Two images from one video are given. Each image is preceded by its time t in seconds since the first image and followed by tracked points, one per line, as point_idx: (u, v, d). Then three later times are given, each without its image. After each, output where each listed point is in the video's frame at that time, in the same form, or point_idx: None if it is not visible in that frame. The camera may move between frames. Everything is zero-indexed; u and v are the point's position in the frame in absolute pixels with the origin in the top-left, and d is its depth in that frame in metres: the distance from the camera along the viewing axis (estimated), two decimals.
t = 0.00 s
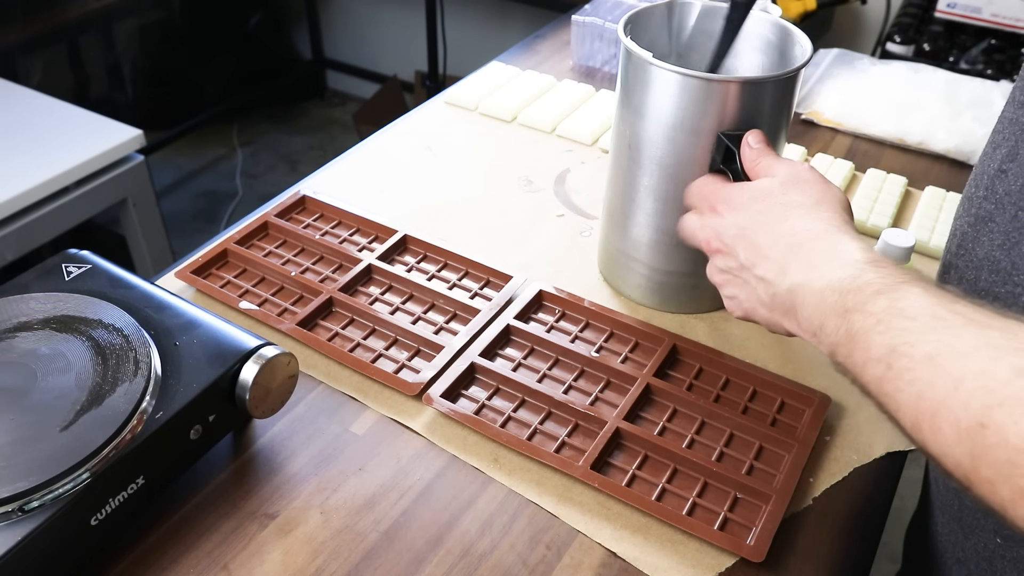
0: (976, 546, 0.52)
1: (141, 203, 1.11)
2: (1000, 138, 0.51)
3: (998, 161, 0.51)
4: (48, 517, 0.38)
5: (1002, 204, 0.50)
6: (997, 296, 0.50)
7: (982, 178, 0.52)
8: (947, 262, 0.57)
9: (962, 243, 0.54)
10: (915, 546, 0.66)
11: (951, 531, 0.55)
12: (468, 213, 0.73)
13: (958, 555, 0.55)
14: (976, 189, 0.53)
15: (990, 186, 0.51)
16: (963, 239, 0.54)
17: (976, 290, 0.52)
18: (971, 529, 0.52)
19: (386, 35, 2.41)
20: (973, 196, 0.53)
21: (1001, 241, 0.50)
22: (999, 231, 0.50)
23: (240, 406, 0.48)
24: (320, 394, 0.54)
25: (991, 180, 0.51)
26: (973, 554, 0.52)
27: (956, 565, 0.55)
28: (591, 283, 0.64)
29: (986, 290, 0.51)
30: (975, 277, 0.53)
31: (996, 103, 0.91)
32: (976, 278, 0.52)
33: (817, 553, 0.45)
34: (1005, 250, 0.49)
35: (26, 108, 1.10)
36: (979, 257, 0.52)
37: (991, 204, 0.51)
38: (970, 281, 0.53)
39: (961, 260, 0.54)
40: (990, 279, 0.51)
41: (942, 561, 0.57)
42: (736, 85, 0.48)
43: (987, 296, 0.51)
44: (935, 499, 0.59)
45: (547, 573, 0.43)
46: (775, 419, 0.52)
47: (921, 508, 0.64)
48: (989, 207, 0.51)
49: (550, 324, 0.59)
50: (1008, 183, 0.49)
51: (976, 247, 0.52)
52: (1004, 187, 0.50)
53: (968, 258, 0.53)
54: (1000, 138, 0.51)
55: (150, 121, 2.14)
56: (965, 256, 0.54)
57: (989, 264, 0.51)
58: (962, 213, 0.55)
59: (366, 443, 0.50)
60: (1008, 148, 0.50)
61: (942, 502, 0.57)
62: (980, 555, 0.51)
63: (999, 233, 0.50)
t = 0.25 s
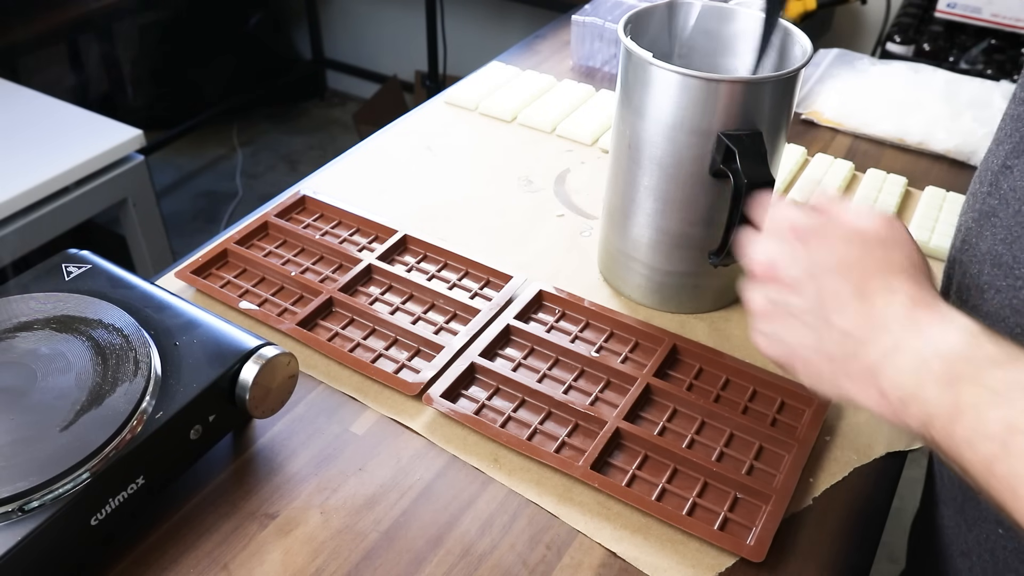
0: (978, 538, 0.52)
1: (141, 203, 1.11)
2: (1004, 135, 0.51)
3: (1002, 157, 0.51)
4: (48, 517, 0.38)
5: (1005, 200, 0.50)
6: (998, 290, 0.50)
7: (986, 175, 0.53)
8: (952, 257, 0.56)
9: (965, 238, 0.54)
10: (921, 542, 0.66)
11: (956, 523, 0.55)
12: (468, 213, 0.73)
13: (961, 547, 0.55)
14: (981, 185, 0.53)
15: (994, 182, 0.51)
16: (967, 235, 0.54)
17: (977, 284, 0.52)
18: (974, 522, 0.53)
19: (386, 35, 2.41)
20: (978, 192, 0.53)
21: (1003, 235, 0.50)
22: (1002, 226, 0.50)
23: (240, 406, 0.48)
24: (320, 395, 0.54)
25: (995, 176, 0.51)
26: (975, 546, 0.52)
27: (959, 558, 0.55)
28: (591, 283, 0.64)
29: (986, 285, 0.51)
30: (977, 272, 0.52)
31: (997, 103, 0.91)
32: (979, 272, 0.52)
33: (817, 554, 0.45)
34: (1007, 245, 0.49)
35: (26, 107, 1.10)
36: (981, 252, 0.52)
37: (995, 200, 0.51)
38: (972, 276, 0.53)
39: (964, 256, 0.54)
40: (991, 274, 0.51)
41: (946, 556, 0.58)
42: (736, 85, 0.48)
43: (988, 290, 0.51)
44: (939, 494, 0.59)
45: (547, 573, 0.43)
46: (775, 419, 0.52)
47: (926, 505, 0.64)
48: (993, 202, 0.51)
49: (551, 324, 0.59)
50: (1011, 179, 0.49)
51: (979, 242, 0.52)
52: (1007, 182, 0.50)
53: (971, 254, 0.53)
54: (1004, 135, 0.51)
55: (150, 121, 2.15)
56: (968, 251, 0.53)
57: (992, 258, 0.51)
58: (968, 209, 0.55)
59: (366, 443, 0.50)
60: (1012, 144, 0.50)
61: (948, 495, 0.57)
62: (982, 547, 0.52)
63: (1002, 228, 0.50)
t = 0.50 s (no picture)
0: (1003, 536, 0.53)
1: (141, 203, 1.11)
2: (1017, 139, 0.52)
3: (1016, 160, 0.51)
4: (48, 517, 0.38)
5: (1020, 203, 0.50)
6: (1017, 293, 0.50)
7: (1000, 178, 0.53)
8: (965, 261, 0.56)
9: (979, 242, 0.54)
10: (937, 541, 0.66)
11: (979, 523, 0.56)
12: (468, 213, 0.73)
13: (986, 547, 0.55)
14: (994, 189, 0.54)
15: (1008, 185, 0.52)
16: (982, 238, 0.53)
17: (992, 287, 0.52)
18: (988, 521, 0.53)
19: (386, 35, 2.41)
20: (990, 195, 0.54)
21: (1019, 238, 0.50)
22: (1018, 229, 0.50)
23: (240, 406, 0.48)
24: (320, 394, 0.54)
25: (1009, 180, 0.52)
26: (1000, 545, 0.53)
27: (983, 557, 0.56)
28: (591, 283, 0.64)
29: (1003, 288, 0.51)
30: (992, 275, 0.52)
31: (997, 103, 0.91)
32: (993, 275, 0.52)
33: (817, 554, 0.45)
34: None
35: (25, 107, 1.10)
36: (996, 255, 0.52)
37: (1010, 203, 0.51)
38: (987, 279, 0.52)
39: (979, 259, 0.53)
40: (1008, 276, 0.51)
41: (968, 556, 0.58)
42: (737, 84, 0.48)
43: (1006, 293, 0.51)
44: (960, 495, 0.60)
45: (547, 573, 0.43)
46: (775, 419, 0.52)
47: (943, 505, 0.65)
48: (1007, 206, 0.51)
49: (551, 324, 0.59)
50: None
51: (995, 245, 0.52)
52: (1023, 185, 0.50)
53: (986, 257, 0.53)
54: (1017, 139, 0.52)
55: (150, 121, 2.15)
56: (983, 254, 0.53)
57: (1008, 260, 0.51)
58: (981, 213, 0.55)
59: (366, 443, 0.50)
60: None
61: (971, 492, 0.58)
62: (1008, 545, 0.53)
63: (1017, 231, 0.50)
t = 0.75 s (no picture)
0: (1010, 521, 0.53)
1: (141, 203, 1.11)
2: None
3: None
4: (47, 517, 0.38)
5: None
6: None
7: (1013, 166, 0.54)
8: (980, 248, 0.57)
9: (994, 229, 0.55)
10: (942, 537, 0.66)
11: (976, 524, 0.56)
12: (468, 213, 0.73)
13: (990, 534, 0.55)
14: (1008, 176, 0.54)
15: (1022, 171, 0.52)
16: (997, 226, 0.54)
17: (1007, 273, 0.52)
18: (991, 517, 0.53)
19: (386, 35, 2.41)
20: (1005, 184, 0.54)
21: None
22: None
23: (240, 406, 0.48)
24: (320, 394, 0.54)
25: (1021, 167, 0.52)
26: (1006, 530, 0.53)
27: (988, 545, 0.56)
28: (590, 283, 0.64)
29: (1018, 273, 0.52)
30: (1006, 260, 0.53)
31: (997, 103, 0.91)
32: (1008, 261, 0.52)
33: (816, 554, 0.45)
34: None
35: (26, 107, 1.10)
36: (1011, 241, 0.52)
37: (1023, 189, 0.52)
38: (1002, 265, 0.53)
39: (994, 246, 0.54)
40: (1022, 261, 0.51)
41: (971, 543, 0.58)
42: (737, 85, 0.48)
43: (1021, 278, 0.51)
44: (965, 483, 0.60)
45: (547, 574, 0.43)
46: (775, 419, 0.52)
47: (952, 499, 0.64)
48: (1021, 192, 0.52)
49: (551, 324, 0.59)
50: None
51: (1009, 231, 0.53)
52: None
53: (1001, 243, 0.53)
54: None
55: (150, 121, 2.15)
56: (998, 241, 0.54)
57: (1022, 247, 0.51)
58: (994, 202, 0.56)
59: (366, 443, 0.50)
60: None
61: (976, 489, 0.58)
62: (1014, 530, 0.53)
63: None
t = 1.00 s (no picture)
0: (1009, 506, 0.51)
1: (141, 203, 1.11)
2: None
3: None
4: (47, 517, 0.38)
5: None
6: None
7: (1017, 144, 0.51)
8: (981, 232, 0.55)
9: (996, 211, 0.53)
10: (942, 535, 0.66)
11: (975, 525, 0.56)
12: (468, 213, 0.73)
13: (988, 520, 0.54)
14: (1011, 158, 0.52)
15: None
16: (998, 208, 0.53)
17: (1008, 254, 0.50)
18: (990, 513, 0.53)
19: (386, 35, 2.41)
20: (1007, 166, 0.53)
21: None
22: None
23: (240, 406, 0.48)
24: (320, 394, 0.54)
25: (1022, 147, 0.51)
26: (1006, 515, 0.52)
27: (984, 531, 0.55)
28: (590, 283, 0.64)
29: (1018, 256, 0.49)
30: (1008, 242, 0.50)
31: (996, 103, 0.91)
32: (1010, 242, 0.50)
33: (817, 554, 0.45)
34: None
35: (26, 107, 1.10)
36: (1011, 221, 0.50)
37: None
38: (1003, 247, 0.51)
39: (995, 228, 0.52)
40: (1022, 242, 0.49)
41: (967, 530, 0.57)
42: (736, 85, 0.48)
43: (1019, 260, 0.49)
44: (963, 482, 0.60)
45: (547, 573, 0.43)
46: (775, 419, 0.52)
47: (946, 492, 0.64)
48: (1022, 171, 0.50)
49: (551, 324, 0.59)
50: None
51: (1010, 212, 0.51)
52: None
53: (1002, 225, 0.51)
54: None
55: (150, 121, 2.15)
56: (999, 223, 0.52)
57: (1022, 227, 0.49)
58: (998, 182, 0.54)
59: (366, 443, 0.50)
60: None
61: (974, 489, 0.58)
62: (1013, 515, 0.51)
63: None
